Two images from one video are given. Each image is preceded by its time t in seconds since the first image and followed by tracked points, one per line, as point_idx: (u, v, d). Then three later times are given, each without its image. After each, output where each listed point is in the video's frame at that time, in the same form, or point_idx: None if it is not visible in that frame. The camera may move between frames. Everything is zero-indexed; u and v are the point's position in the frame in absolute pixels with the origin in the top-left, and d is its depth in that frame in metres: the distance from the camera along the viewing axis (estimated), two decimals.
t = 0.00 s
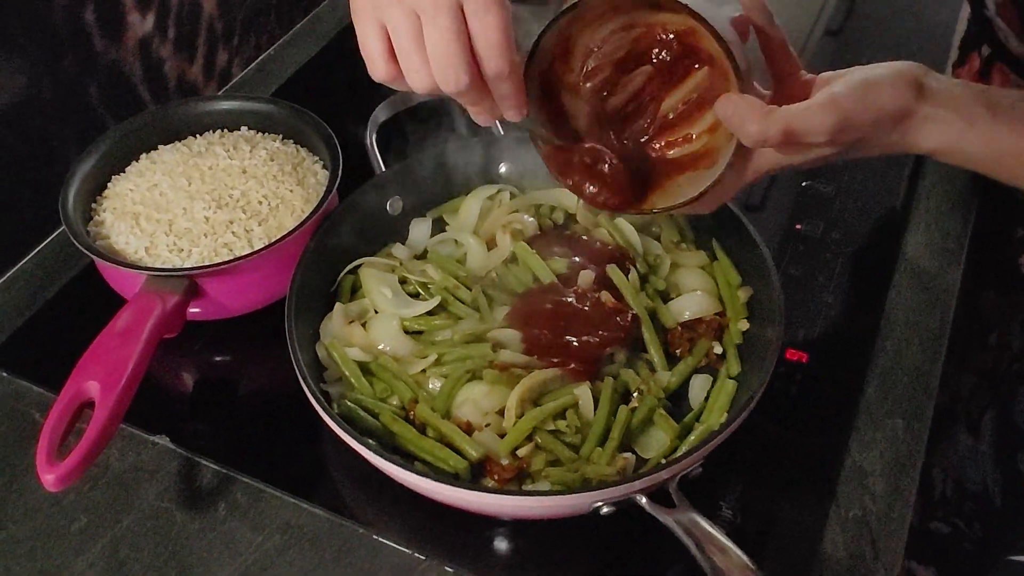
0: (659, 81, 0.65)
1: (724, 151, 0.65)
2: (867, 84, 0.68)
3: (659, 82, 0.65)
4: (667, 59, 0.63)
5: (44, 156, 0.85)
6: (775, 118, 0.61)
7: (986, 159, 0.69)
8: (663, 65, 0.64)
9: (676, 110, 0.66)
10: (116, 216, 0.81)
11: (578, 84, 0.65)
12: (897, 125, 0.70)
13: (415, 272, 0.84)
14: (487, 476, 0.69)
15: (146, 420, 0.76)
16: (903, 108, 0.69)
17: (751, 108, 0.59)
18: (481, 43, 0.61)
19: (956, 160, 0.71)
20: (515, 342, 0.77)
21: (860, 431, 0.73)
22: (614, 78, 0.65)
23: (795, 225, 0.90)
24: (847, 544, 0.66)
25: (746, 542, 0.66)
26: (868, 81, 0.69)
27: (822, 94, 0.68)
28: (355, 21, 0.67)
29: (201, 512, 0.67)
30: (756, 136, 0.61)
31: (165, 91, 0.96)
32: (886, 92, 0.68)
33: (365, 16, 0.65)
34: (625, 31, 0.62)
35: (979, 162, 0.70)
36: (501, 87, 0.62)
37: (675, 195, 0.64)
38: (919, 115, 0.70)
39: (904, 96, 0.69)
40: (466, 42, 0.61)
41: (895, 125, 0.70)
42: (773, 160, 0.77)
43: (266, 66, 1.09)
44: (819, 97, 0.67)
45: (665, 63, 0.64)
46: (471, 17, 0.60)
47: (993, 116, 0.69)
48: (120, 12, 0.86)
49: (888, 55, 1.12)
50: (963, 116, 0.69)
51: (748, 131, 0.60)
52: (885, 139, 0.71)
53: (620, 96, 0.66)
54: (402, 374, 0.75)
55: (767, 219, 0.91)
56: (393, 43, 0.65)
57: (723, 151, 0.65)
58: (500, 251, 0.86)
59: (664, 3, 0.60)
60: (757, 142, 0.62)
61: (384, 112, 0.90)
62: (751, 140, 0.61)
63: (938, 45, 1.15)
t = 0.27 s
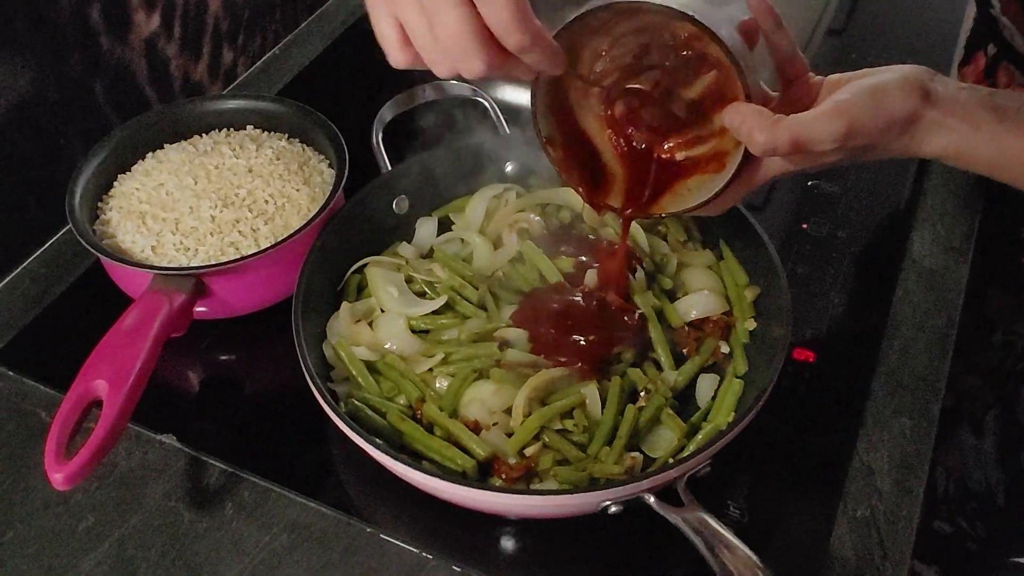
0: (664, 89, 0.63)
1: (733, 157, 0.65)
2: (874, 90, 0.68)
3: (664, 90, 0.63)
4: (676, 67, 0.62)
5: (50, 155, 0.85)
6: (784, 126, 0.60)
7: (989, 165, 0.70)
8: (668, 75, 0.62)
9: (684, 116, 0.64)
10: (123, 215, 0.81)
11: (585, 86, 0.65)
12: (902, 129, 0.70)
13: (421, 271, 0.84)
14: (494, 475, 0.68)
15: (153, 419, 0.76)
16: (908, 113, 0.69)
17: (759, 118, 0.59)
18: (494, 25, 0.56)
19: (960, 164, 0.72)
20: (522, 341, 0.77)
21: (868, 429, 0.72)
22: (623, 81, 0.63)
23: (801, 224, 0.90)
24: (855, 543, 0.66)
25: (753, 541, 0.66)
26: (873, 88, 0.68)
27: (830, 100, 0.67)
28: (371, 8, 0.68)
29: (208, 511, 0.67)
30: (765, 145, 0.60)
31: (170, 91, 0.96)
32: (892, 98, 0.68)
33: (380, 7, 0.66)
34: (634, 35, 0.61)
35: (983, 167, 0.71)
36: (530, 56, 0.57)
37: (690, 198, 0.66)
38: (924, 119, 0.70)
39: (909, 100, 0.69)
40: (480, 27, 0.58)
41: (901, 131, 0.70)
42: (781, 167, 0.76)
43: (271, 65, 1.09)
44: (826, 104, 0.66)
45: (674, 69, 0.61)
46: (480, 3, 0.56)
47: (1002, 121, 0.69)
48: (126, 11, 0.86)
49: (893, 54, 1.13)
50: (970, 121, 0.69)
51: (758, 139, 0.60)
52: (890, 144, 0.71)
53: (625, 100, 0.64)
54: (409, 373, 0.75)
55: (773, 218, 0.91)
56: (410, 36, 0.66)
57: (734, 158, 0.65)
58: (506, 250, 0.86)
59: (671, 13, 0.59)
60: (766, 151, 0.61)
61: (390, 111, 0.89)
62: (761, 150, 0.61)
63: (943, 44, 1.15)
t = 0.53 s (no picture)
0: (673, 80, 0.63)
1: (743, 152, 0.66)
2: (886, 86, 0.68)
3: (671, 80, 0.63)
4: (686, 58, 0.61)
5: (53, 153, 0.85)
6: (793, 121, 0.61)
7: (1000, 162, 0.69)
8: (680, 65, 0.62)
9: (694, 106, 0.64)
10: (126, 213, 0.81)
11: (597, 74, 0.64)
12: (914, 127, 0.70)
13: (424, 270, 0.84)
14: (498, 473, 0.69)
15: (156, 417, 0.76)
16: (921, 112, 0.69)
17: (768, 113, 0.59)
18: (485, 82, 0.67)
19: (971, 162, 0.72)
20: (526, 340, 0.77)
21: (870, 429, 0.73)
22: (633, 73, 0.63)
23: (804, 224, 0.90)
24: (859, 542, 0.66)
25: (758, 540, 0.66)
26: (886, 84, 0.68)
27: (841, 96, 0.67)
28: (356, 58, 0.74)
29: (212, 509, 0.67)
30: (774, 139, 0.61)
31: (174, 90, 0.96)
32: (904, 95, 0.68)
33: (366, 55, 0.72)
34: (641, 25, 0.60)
35: (993, 164, 0.70)
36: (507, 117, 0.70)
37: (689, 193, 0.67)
38: (936, 118, 0.70)
39: (923, 98, 0.69)
40: (464, 84, 0.69)
41: (912, 129, 0.70)
42: (790, 160, 0.76)
43: (274, 64, 1.09)
44: (837, 100, 0.66)
45: (685, 60, 0.61)
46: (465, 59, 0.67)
47: (1010, 119, 0.69)
48: (129, 10, 0.86)
49: (896, 53, 1.13)
50: (980, 119, 0.69)
51: (767, 133, 0.60)
52: (900, 142, 0.71)
53: (636, 90, 0.64)
54: (413, 372, 0.75)
55: (777, 218, 0.91)
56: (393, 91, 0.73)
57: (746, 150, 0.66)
58: (509, 249, 0.86)
59: (686, 5, 0.57)
60: (775, 146, 0.62)
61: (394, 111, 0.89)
62: (771, 144, 0.61)
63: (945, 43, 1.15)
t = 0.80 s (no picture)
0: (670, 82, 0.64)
1: (741, 153, 0.64)
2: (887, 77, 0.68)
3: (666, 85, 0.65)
4: (681, 62, 0.63)
5: (51, 154, 0.85)
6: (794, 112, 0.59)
7: (1003, 155, 0.69)
8: (676, 68, 0.63)
9: (690, 109, 0.65)
10: (124, 213, 0.81)
11: (592, 83, 0.65)
12: (916, 118, 0.69)
13: (422, 269, 0.84)
14: (496, 474, 0.68)
15: (154, 418, 0.76)
16: (923, 102, 0.68)
17: (768, 104, 0.58)
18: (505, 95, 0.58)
19: (973, 157, 0.71)
20: (524, 340, 0.77)
21: (869, 428, 0.72)
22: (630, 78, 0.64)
23: (803, 224, 0.90)
24: (857, 542, 0.65)
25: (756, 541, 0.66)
26: (885, 76, 0.68)
27: (842, 87, 0.67)
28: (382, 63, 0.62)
29: (209, 510, 0.67)
30: (776, 130, 0.59)
31: (171, 90, 0.96)
32: (905, 86, 0.68)
33: (395, 62, 0.61)
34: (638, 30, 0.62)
35: (998, 159, 0.70)
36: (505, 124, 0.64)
37: (695, 193, 0.66)
38: (939, 111, 0.70)
39: (923, 89, 0.68)
40: (491, 94, 0.60)
41: (915, 120, 0.69)
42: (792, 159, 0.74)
43: (272, 64, 1.09)
44: (838, 91, 0.66)
45: (682, 64, 0.63)
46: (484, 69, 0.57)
47: (1014, 113, 0.69)
48: (126, 10, 0.86)
49: (895, 52, 1.12)
50: (983, 112, 0.69)
51: (768, 124, 0.59)
52: (904, 134, 0.71)
53: (632, 93, 0.65)
54: (411, 372, 0.75)
55: (776, 217, 0.91)
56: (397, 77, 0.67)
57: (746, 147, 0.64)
58: (507, 250, 0.86)
59: (680, 2, 0.59)
60: (776, 137, 0.60)
61: (392, 110, 0.89)
62: (771, 135, 0.60)
63: (945, 42, 1.15)
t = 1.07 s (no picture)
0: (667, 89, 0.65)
1: (739, 153, 0.63)
2: (879, 72, 0.67)
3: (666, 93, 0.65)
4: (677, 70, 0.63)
5: (46, 155, 0.85)
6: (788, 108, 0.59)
7: (999, 150, 0.71)
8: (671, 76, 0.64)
9: (688, 116, 0.64)
10: (118, 215, 0.81)
11: (589, 92, 0.66)
12: (909, 114, 0.69)
13: (417, 271, 0.84)
14: (490, 476, 0.68)
15: (148, 419, 0.76)
16: (916, 96, 0.68)
17: (761, 101, 0.58)
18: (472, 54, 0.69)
19: (968, 152, 0.73)
20: (519, 342, 0.77)
21: (863, 432, 0.72)
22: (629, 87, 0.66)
23: (798, 225, 0.90)
24: (851, 545, 0.65)
25: (751, 543, 0.66)
26: (877, 69, 0.68)
27: (835, 83, 0.66)
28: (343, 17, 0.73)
29: (203, 512, 0.67)
30: (770, 127, 0.59)
31: (167, 91, 0.96)
32: (897, 80, 0.68)
33: (354, 18, 0.72)
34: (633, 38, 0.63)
35: (995, 155, 0.72)
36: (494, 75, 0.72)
37: (694, 197, 0.65)
38: (933, 106, 0.70)
39: (915, 83, 0.68)
40: (454, 54, 0.70)
41: (908, 115, 0.69)
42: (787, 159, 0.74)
43: (269, 65, 1.09)
44: (831, 87, 0.66)
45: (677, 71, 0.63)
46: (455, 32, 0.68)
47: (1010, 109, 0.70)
48: (122, 11, 0.86)
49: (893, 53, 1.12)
50: (980, 108, 0.70)
51: (762, 121, 0.59)
52: (898, 130, 0.71)
53: (632, 102, 0.67)
54: (405, 374, 0.75)
55: (772, 219, 0.91)
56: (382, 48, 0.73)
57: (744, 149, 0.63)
58: (502, 251, 0.86)
59: (674, 10, 0.59)
60: (770, 134, 0.60)
61: (387, 112, 0.89)
62: (765, 132, 0.60)
63: (943, 43, 1.15)
